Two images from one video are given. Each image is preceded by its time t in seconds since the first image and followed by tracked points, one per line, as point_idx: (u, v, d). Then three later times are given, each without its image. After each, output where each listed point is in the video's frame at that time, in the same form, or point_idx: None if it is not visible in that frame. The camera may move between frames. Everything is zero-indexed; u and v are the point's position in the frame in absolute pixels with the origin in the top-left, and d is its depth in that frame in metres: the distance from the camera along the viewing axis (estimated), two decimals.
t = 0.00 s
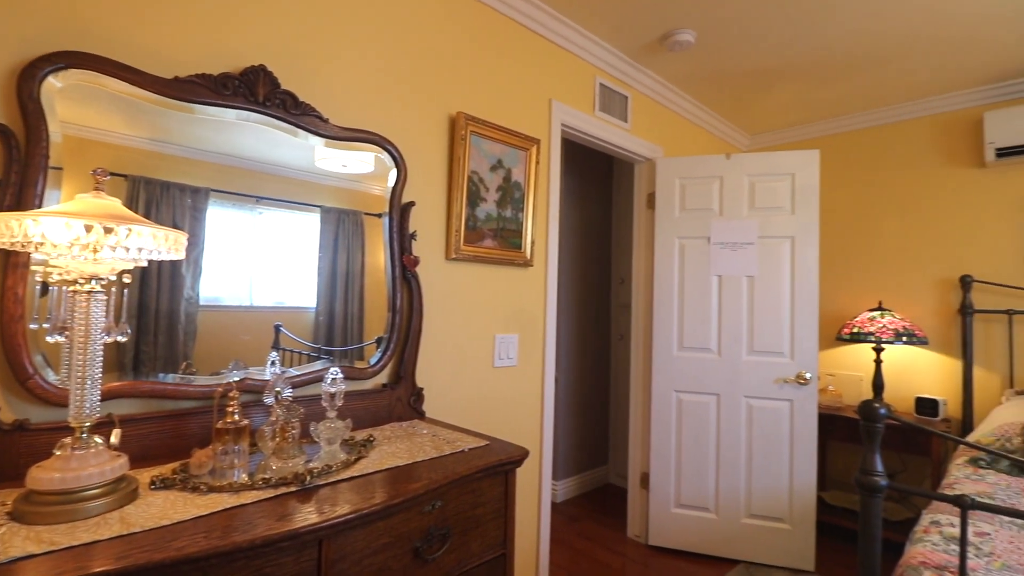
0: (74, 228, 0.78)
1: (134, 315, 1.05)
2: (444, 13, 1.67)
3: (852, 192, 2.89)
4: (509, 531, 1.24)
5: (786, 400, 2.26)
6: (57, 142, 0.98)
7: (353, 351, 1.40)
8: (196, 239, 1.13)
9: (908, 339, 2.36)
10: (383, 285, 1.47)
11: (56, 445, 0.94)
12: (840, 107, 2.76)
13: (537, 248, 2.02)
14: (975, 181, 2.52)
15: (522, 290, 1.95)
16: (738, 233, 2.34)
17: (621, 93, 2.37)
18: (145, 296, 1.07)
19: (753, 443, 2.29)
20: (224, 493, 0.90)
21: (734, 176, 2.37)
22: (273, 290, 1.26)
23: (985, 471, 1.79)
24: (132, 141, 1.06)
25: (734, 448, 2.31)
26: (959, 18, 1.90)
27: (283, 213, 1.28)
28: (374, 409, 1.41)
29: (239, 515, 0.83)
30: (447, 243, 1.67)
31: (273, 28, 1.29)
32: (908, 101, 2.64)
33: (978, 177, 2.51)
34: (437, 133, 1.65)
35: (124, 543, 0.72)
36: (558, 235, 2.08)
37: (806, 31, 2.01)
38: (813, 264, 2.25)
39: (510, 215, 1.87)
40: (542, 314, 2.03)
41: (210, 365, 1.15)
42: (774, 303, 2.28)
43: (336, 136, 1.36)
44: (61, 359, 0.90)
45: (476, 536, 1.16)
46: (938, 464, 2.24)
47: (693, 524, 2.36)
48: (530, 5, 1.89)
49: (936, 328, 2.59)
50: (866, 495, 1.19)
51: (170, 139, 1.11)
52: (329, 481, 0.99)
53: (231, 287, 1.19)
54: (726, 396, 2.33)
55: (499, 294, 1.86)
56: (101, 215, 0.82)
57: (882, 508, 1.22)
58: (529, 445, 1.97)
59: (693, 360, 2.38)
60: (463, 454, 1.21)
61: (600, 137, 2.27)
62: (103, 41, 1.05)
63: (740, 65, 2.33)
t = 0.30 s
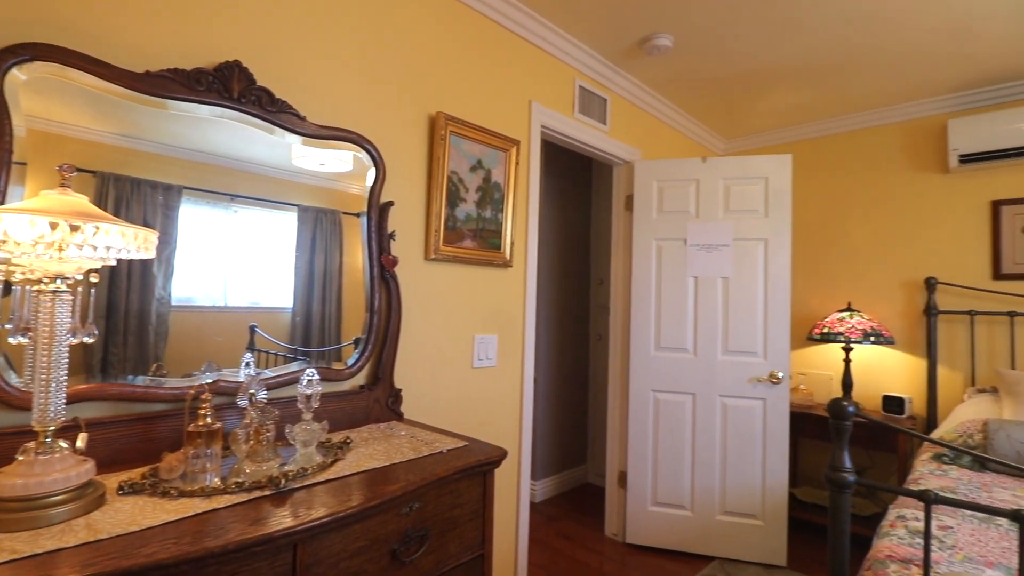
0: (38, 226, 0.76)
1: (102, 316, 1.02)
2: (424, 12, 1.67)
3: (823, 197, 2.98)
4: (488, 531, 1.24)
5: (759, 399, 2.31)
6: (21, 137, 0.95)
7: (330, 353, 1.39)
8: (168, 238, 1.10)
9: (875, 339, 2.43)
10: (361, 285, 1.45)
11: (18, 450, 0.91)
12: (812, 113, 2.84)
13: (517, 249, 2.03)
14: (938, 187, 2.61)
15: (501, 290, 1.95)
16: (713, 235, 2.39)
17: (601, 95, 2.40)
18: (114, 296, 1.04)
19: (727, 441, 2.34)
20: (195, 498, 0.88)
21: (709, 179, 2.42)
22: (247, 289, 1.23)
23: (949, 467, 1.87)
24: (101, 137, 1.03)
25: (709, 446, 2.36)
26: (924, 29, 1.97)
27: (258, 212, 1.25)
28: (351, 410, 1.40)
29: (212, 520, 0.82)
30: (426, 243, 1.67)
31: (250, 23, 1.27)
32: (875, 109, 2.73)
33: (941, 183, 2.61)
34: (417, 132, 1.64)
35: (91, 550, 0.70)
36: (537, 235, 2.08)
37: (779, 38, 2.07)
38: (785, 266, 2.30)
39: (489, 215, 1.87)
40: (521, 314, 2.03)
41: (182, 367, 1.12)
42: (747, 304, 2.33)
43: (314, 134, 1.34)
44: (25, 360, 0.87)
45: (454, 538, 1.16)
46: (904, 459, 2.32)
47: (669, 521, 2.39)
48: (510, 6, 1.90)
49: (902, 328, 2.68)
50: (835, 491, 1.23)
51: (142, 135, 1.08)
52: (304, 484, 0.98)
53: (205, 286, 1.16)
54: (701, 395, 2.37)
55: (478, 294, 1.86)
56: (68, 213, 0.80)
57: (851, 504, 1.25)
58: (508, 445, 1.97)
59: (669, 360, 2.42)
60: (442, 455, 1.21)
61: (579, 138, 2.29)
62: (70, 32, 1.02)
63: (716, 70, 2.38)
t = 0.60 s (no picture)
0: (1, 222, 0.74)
1: (70, 317, 0.99)
2: (405, 11, 1.66)
3: (795, 200, 3.06)
4: (467, 532, 1.24)
5: (734, 397, 2.36)
6: None
7: (307, 354, 1.37)
8: (139, 236, 1.07)
9: (845, 339, 2.50)
10: (339, 285, 1.44)
11: None
12: (786, 118, 2.91)
13: (497, 250, 2.03)
14: (905, 192, 2.70)
15: (481, 291, 1.95)
16: (690, 237, 2.43)
17: (580, 98, 2.42)
18: (82, 296, 1.01)
19: (703, 439, 2.38)
20: (166, 503, 0.86)
21: (687, 182, 2.46)
22: (222, 289, 1.21)
23: (915, 462, 1.93)
24: (70, 132, 1.00)
25: (685, 444, 2.39)
26: (890, 39, 2.04)
27: (234, 210, 1.23)
28: (328, 412, 1.38)
29: (183, 525, 0.80)
30: (405, 243, 1.66)
31: (225, 18, 1.25)
32: (845, 115, 2.82)
33: (907, 188, 2.70)
34: (396, 132, 1.64)
35: (56, 558, 0.68)
36: (517, 236, 2.09)
37: (753, 45, 2.12)
38: (759, 268, 2.35)
39: (470, 216, 1.87)
40: (501, 315, 2.04)
41: (153, 369, 1.09)
42: (723, 305, 2.38)
43: (291, 132, 1.32)
44: None
45: (432, 539, 1.15)
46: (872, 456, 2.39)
47: (646, 519, 2.42)
48: (491, 7, 1.90)
49: (871, 329, 2.76)
50: (806, 488, 1.26)
51: (112, 130, 1.05)
52: (280, 487, 0.96)
53: (178, 286, 1.13)
54: (678, 394, 2.41)
55: (458, 295, 1.86)
56: (32, 209, 0.79)
57: (822, 499, 1.29)
58: (487, 446, 1.97)
59: (647, 360, 2.45)
60: (420, 456, 1.20)
61: (559, 140, 2.31)
62: (36, 24, 0.99)
63: (693, 75, 2.42)
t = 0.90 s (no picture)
0: None
1: (34, 318, 0.96)
2: (384, 10, 1.65)
3: (769, 203, 3.13)
4: (445, 533, 1.24)
5: (710, 397, 2.40)
6: None
7: (284, 355, 1.35)
8: (109, 234, 1.04)
9: (816, 339, 2.57)
10: (316, 285, 1.42)
11: None
12: (760, 123, 2.98)
13: (476, 251, 2.03)
14: (872, 196, 2.79)
15: (460, 291, 1.94)
16: (667, 239, 2.46)
17: (560, 100, 2.43)
18: (47, 296, 0.98)
19: (679, 438, 2.42)
20: (135, 509, 0.84)
21: (664, 184, 2.49)
22: (195, 289, 1.18)
23: (882, 459, 2.00)
24: (36, 126, 0.97)
25: (662, 443, 2.43)
26: (859, 48, 2.10)
27: (207, 208, 1.20)
28: (304, 414, 1.36)
29: (153, 531, 0.78)
30: (384, 243, 1.64)
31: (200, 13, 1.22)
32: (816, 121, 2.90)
33: (874, 192, 2.79)
34: (375, 131, 1.62)
35: (17, 567, 0.65)
36: (497, 236, 2.09)
37: (729, 51, 2.16)
38: (734, 269, 2.40)
39: (449, 216, 1.86)
40: (481, 315, 2.04)
41: (122, 372, 1.06)
42: (699, 306, 2.42)
43: (267, 130, 1.30)
44: None
45: (410, 541, 1.15)
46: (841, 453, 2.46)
47: (624, 518, 2.45)
48: (472, 8, 1.90)
49: (841, 329, 2.85)
50: (778, 484, 1.29)
51: (80, 125, 1.02)
52: (254, 491, 0.94)
53: (149, 286, 1.10)
54: (655, 394, 2.44)
55: (437, 295, 1.85)
56: None
57: (793, 496, 1.32)
58: (466, 447, 1.97)
59: (625, 361, 2.47)
60: (398, 458, 1.19)
61: (539, 142, 2.32)
62: None
63: (671, 80, 2.46)
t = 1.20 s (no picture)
0: None
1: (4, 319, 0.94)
2: (368, 8, 1.64)
3: (749, 206, 3.18)
4: (428, 535, 1.23)
5: (691, 396, 2.43)
6: None
7: (265, 356, 1.33)
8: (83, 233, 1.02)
9: (794, 338, 2.62)
10: (298, 286, 1.40)
11: None
12: (740, 127, 3.03)
13: (460, 251, 2.03)
14: (848, 200, 2.86)
15: (444, 291, 1.94)
16: (650, 239, 2.49)
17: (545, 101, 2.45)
18: (19, 296, 0.96)
19: (662, 437, 2.44)
20: (109, 514, 0.82)
21: (647, 186, 2.52)
22: (173, 289, 1.16)
23: (857, 456, 2.05)
24: (7, 120, 0.94)
25: (645, 442, 2.45)
26: (836, 54, 2.15)
27: (186, 206, 1.18)
28: (285, 416, 1.34)
29: (128, 537, 0.76)
30: (367, 243, 1.63)
31: (178, 7, 1.20)
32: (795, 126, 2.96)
33: (850, 196, 2.86)
34: (359, 130, 1.61)
35: None
36: (481, 237, 2.09)
37: (711, 55, 2.20)
38: (715, 270, 2.44)
39: (433, 217, 1.85)
40: (465, 316, 2.03)
41: (96, 374, 1.04)
42: (681, 307, 2.45)
43: (247, 128, 1.28)
44: None
45: (392, 543, 1.14)
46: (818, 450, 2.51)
47: (607, 517, 2.47)
48: (456, 8, 1.90)
49: (818, 329, 2.91)
50: (757, 482, 1.31)
51: (53, 120, 1.00)
52: (233, 494, 0.93)
53: (125, 285, 1.08)
54: (638, 394, 2.46)
55: (421, 296, 1.84)
56: None
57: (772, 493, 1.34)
58: (450, 448, 1.96)
59: (609, 361, 2.49)
60: (381, 460, 1.19)
61: (524, 142, 2.32)
62: None
63: (654, 83, 2.49)
